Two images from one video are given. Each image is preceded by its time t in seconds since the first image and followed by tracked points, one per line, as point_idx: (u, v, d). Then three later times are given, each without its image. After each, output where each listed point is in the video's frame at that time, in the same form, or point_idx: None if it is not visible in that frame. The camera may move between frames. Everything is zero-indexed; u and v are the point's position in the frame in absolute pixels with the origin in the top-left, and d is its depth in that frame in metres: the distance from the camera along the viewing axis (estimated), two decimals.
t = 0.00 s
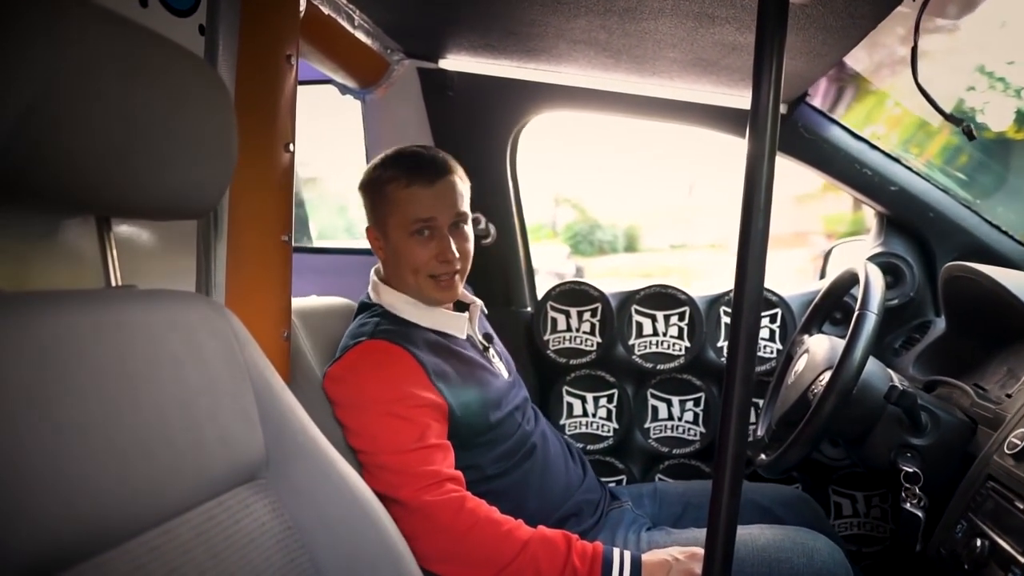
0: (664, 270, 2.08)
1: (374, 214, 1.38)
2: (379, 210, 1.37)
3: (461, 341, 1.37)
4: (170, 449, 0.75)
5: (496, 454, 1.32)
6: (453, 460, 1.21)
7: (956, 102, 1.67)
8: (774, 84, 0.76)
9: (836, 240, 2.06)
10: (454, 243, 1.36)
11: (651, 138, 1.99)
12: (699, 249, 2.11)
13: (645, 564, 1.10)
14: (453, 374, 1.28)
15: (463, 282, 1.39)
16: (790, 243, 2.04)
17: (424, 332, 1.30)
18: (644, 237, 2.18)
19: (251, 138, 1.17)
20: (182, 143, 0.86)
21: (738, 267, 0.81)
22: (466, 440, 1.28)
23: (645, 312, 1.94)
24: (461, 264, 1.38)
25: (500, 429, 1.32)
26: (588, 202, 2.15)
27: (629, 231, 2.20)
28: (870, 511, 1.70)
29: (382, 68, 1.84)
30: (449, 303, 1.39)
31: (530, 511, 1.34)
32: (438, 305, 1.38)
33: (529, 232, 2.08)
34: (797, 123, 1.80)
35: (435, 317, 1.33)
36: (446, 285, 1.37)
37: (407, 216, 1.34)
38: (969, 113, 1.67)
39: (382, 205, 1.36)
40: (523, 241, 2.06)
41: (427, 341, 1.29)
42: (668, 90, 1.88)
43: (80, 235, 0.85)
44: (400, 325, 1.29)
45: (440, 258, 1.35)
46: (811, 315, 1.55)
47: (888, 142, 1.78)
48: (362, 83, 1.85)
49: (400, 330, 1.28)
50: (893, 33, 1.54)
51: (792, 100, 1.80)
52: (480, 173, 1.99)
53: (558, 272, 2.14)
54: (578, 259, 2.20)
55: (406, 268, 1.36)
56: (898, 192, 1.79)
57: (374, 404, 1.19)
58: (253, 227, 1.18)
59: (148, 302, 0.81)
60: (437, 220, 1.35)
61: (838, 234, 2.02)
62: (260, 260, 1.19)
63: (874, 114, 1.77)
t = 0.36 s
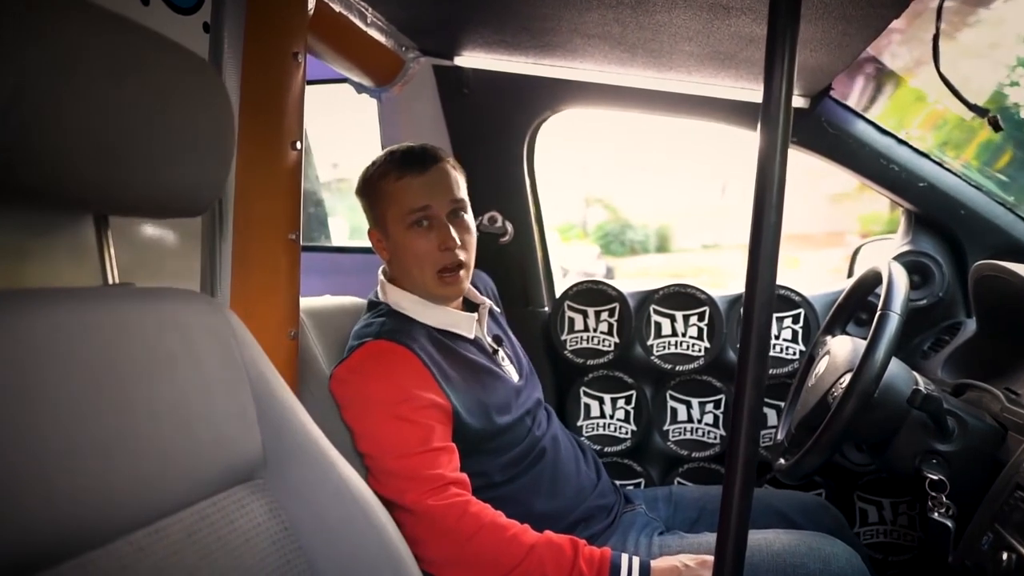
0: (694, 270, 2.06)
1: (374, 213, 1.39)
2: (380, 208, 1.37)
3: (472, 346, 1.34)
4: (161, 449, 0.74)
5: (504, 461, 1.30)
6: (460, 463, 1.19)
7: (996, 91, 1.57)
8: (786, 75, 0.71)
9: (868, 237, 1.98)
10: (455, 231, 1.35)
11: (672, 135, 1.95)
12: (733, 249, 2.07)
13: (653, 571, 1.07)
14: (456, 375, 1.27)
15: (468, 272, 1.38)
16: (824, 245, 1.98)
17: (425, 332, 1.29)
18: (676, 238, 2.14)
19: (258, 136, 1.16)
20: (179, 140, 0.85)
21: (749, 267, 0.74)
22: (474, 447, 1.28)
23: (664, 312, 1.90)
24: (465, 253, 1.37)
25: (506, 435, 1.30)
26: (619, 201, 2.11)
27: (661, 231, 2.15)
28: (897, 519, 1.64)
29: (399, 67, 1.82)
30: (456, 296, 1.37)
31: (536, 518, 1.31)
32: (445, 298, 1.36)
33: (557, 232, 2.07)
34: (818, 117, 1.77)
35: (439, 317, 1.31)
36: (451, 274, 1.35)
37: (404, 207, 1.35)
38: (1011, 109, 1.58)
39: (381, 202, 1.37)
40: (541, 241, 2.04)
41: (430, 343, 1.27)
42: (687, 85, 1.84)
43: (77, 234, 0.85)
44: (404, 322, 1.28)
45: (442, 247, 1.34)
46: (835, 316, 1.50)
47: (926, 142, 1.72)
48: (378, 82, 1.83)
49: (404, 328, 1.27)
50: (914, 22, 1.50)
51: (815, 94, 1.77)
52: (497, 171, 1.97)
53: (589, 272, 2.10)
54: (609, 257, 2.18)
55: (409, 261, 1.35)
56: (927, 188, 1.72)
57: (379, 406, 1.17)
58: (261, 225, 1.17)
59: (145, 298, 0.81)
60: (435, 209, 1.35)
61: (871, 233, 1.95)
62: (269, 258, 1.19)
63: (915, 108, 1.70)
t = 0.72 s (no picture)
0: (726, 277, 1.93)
1: (366, 223, 1.35)
2: (371, 219, 1.34)
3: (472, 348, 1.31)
4: (163, 445, 0.74)
5: (508, 460, 1.28)
6: (469, 452, 1.18)
7: None
8: (805, 65, 0.67)
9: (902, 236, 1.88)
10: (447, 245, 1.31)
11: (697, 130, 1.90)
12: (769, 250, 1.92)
13: None
14: (459, 374, 1.26)
15: (462, 285, 1.33)
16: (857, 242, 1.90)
17: (424, 331, 1.27)
18: (708, 238, 2.00)
19: (273, 132, 1.16)
20: (187, 135, 0.85)
21: (769, 263, 0.71)
22: (477, 446, 1.27)
23: (687, 310, 1.86)
24: (457, 266, 1.33)
25: (510, 429, 1.29)
26: (650, 201, 1.98)
27: (691, 231, 2.02)
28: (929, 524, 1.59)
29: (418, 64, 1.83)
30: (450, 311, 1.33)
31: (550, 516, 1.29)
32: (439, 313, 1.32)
33: (587, 232, 2.04)
34: (849, 111, 1.73)
35: (447, 320, 1.30)
36: (444, 288, 1.31)
37: (395, 222, 1.30)
38: None
39: (372, 214, 1.33)
40: (562, 239, 2.01)
41: (427, 340, 1.26)
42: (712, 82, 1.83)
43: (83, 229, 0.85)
44: (399, 322, 1.27)
45: (433, 261, 1.30)
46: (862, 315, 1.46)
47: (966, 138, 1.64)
48: (400, 79, 1.84)
49: (401, 327, 1.26)
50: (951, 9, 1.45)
51: (843, 86, 1.75)
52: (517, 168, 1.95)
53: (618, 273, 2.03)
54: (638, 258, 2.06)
55: (401, 277, 1.32)
56: (962, 182, 1.66)
57: (381, 403, 1.16)
58: (274, 221, 1.17)
59: (149, 292, 0.80)
60: (425, 223, 1.30)
61: (906, 231, 1.85)
62: (280, 254, 1.18)
63: (954, 108, 1.63)
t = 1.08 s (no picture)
0: (755, 274, 1.91)
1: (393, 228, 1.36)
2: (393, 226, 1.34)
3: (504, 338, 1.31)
4: (175, 449, 0.73)
5: (539, 464, 1.26)
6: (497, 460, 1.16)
7: None
8: (837, 55, 0.64)
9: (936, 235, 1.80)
10: (448, 253, 1.26)
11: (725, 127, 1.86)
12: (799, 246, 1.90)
13: None
14: (497, 376, 1.24)
15: (474, 289, 1.29)
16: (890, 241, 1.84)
17: (460, 331, 1.25)
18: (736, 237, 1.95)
19: (293, 132, 1.15)
20: (203, 135, 0.84)
21: (800, 260, 0.67)
22: (511, 449, 1.24)
23: (715, 312, 1.82)
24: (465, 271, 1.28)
25: (545, 437, 1.27)
26: (677, 200, 1.92)
27: (719, 230, 1.96)
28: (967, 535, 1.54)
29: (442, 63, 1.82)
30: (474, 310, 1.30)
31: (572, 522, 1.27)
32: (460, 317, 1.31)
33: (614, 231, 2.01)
34: (884, 105, 1.67)
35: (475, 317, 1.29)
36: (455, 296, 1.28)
37: (404, 231, 1.28)
38: None
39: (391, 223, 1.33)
40: (587, 238, 1.98)
41: (466, 339, 1.24)
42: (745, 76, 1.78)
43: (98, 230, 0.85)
44: (437, 318, 1.25)
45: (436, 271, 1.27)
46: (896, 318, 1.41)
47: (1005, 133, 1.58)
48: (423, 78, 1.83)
49: (440, 323, 1.24)
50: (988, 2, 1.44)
51: (877, 81, 1.68)
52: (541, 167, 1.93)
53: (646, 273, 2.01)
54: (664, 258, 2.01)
55: (419, 284, 1.31)
56: (1001, 179, 1.59)
57: (416, 403, 1.14)
58: (294, 219, 1.16)
59: (164, 293, 0.79)
60: (425, 233, 1.26)
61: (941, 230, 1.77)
62: (301, 254, 1.18)
63: (994, 101, 1.56)
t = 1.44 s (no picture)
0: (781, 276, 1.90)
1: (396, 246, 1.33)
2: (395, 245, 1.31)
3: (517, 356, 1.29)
4: (192, 467, 0.72)
5: (553, 478, 1.24)
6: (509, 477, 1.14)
7: None
8: (871, 64, 0.62)
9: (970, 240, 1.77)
10: (457, 274, 1.24)
11: (751, 132, 1.83)
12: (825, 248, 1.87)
13: None
14: (504, 392, 1.22)
15: (485, 306, 1.28)
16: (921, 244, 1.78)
17: (465, 347, 1.24)
18: (761, 238, 1.99)
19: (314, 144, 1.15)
20: (220, 146, 0.83)
21: (833, 267, 0.64)
22: (525, 463, 1.23)
23: (742, 320, 1.79)
24: (474, 290, 1.26)
25: (557, 451, 1.25)
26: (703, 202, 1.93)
27: (746, 230, 2.01)
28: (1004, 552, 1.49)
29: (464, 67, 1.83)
30: (485, 325, 1.29)
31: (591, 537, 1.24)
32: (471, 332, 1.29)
33: (637, 231, 1.97)
34: (918, 109, 1.63)
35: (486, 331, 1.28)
36: (466, 313, 1.27)
37: (410, 253, 1.25)
38: None
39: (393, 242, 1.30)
40: (611, 242, 1.96)
41: (472, 355, 1.23)
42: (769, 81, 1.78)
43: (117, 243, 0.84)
44: (442, 337, 1.24)
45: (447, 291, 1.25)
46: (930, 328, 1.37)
47: None
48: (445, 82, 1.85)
49: (445, 341, 1.22)
50: None
51: (911, 83, 1.63)
52: (564, 172, 1.91)
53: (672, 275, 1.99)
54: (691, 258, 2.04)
55: (429, 302, 1.29)
56: None
57: (424, 422, 1.13)
58: (314, 230, 1.15)
59: (181, 308, 0.78)
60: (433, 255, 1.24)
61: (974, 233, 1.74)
62: (322, 265, 1.17)
63: None
